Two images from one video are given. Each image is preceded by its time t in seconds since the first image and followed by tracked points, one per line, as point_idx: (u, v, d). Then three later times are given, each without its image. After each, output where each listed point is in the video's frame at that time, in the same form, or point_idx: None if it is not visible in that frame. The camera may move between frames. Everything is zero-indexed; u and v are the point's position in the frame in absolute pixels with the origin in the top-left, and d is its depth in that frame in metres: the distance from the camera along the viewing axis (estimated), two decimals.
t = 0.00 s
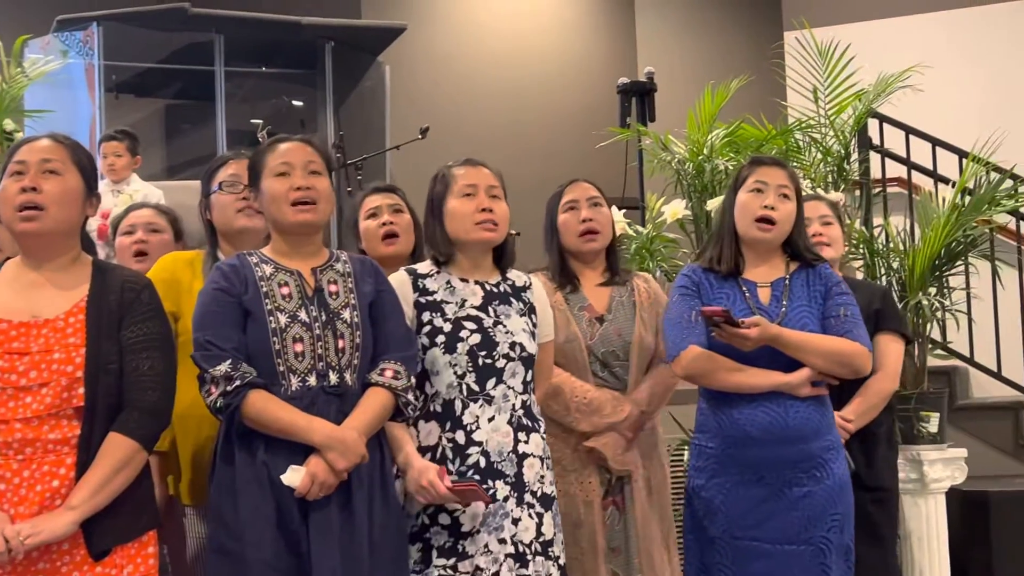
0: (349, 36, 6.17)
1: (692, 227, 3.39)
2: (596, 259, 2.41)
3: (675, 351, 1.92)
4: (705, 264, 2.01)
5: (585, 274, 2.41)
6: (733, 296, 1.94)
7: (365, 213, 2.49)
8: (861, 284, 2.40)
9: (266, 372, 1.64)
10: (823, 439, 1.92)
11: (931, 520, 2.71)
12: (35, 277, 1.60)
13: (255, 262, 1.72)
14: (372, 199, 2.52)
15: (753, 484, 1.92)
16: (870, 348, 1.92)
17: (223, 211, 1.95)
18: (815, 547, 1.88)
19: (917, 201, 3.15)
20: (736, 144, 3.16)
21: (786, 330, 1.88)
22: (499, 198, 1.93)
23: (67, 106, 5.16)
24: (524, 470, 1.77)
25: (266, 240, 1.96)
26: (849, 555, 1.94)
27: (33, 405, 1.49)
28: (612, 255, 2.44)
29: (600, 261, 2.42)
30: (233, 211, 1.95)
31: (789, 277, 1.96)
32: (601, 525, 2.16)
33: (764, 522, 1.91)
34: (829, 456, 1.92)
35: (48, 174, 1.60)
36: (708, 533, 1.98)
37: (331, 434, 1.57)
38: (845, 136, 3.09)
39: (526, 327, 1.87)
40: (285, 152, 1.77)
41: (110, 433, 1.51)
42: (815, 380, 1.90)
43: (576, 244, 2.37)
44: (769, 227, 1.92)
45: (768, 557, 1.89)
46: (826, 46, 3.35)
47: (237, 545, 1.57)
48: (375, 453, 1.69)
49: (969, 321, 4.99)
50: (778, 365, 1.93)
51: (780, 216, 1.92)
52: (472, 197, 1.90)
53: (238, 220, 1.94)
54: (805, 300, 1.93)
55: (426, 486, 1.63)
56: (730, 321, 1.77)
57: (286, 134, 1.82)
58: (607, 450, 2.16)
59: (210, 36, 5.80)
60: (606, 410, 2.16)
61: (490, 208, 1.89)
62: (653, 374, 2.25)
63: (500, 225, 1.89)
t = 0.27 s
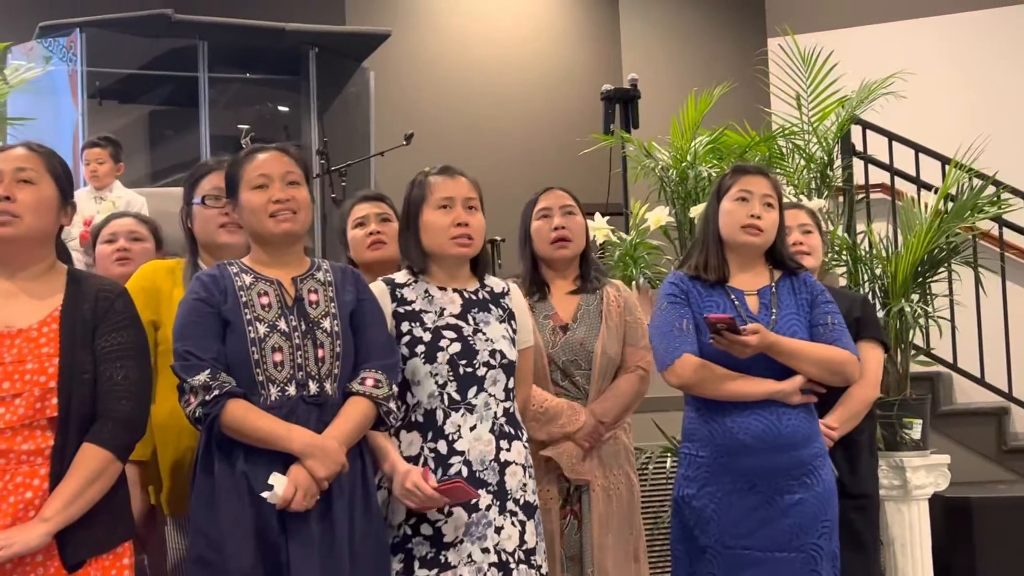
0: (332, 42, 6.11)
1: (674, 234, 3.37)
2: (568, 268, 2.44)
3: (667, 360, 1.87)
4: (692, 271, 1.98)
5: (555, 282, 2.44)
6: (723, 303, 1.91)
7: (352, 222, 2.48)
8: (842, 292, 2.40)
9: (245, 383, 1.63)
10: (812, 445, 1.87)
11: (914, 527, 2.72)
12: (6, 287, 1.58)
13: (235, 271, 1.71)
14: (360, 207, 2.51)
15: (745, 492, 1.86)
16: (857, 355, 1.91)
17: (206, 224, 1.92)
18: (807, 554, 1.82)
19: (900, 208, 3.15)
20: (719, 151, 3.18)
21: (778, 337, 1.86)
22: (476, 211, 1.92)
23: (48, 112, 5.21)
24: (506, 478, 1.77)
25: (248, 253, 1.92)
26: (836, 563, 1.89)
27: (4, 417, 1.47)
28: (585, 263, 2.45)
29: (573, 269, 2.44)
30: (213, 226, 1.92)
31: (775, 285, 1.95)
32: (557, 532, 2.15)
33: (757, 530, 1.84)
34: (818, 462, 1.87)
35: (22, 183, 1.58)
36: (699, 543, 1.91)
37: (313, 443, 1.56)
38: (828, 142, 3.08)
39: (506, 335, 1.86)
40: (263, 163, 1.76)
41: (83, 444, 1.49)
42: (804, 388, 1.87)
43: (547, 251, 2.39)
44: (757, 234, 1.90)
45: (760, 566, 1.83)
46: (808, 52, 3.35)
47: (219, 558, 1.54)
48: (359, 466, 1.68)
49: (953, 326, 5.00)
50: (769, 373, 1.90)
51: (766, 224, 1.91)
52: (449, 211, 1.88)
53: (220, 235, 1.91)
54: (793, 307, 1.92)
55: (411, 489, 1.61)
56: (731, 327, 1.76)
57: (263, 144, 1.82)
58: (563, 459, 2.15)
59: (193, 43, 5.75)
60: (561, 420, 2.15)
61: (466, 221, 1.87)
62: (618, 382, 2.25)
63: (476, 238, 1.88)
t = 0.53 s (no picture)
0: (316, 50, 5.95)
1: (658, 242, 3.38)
2: (536, 276, 2.43)
3: (653, 370, 1.86)
4: (674, 280, 1.96)
5: (523, 290, 2.43)
6: (707, 311, 1.90)
7: (340, 229, 2.41)
8: (823, 300, 2.39)
9: (229, 393, 1.58)
10: (797, 455, 1.87)
11: (897, 534, 2.71)
12: None
13: (216, 280, 1.66)
14: (347, 215, 2.45)
15: (732, 501, 1.85)
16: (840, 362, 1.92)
17: (188, 233, 1.86)
18: (793, 562, 1.82)
19: (882, 215, 3.16)
20: (703, 158, 3.16)
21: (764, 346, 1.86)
22: (450, 222, 1.85)
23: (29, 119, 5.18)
24: (479, 489, 1.69)
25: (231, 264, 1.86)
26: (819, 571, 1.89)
27: None
28: (554, 272, 2.44)
29: (540, 277, 2.43)
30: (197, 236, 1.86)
31: (757, 293, 1.95)
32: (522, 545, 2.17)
33: (745, 539, 1.83)
34: (802, 471, 1.87)
35: None
36: (686, 553, 1.89)
37: (296, 455, 1.52)
38: (811, 150, 3.07)
39: (483, 342, 1.79)
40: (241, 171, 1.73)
41: (52, 454, 1.48)
42: (790, 395, 1.87)
43: (516, 259, 2.38)
44: (738, 243, 1.90)
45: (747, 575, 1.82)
46: (791, 60, 3.36)
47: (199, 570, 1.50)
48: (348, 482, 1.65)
49: (935, 333, 5.03)
50: (756, 382, 1.90)
51: (746, 233, 1.91)
52: (422, 224, 1.82)
53: (204, 247, 1.86)
54: (776, 315, 1.91)
55: (382, 492, 1.59)
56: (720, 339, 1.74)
57: (240, 152, 1.78)
58: (527, 472, 2.17)
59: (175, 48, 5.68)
60: (525, 433, 2.14)
61: (438, 235, 1.81)
62: (587, 392, 2.28)
63: (448, 252, 1.81)
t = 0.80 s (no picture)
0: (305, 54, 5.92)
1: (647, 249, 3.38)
2: (518, 284, 2.42)
3: (631, 380, 1.87)
4: (658, 289, 1.95)
5: (504, 299, 2.41)
6: (687, 320, 1.88)
7: (327, 237, 2.41)
8: (810, 309, 2.38)
9: (215, 403, 1.55)
10: (779, 465, 1.83)
11: (886, 542, 2.72)
12: None
13: (201, 288, 1.63)
14: (336, 223, 2.44)
15: (711, 512, 1.82)
16: (824, 371, 1.88)
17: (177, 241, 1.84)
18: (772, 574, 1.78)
19: (871, 222, 3.16)
20: (693, 166, 3.17)
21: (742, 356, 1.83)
22: (432, 230, 1.83)
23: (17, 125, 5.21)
24: (455, 500, 1.67)
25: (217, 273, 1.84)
26: None
27: None
28: (535, 282, 2.43)
29: (522, 287, 2.42)
30: (185, 245, 1.84)
31: (742, 302, 1.91)
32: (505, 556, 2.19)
33: (723, 550, 1.80)
34: (784, 482, 1.83)
35: None
36: (665, 563, 1.87)
37: (284, 465, 1.49)
38: (800, 157, 3.09)
39: (465, 352, 1.76)
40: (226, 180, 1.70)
41: (32, 465, 1.48)
42: (770, 406, 1.84)
43: (497, 269, 2.37)
44: (720, 252, 1.88)
45: None
46: (780, 67, 3.35)
47: None
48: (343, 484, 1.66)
49: (924, 340, 5.04)
50: (734, 393, 1.87)
51: (730, 242, 1.88)
52: (401, 233, 1.81)
53: (192, 255, 1.83)
54: (758, 325, 1.88)
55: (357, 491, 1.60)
56: (684, 353, 1.74)
57: (224, 161, 1.76)
58: (510, 485, 2.18)
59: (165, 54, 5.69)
60: (509, 446, 2.15)
61: (417, 243, 1.79)
62: (570, 402, 2.30)
63: (429, 261, 1.80)
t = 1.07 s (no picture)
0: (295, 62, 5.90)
1: (636, 258, 3.39)
2: (502, 296, 2.41)
3: (604, 392, 1.88)
4: (638, 302, 1.96)
5: (489, 311, 2.40)
6: (664, 333, 1.89)
7: (305, 247, 2.39)
8: (795, 320, 2.37)
9: (193, 416, 1.54)
10: (754, 480, 1.82)
11: (874, 555, 2.73)
12: None
13: (182, 301, 1.62)
14: (314, 233, 2.42)
15: (682, 526, 1.82)
16: (801, 387, 1.85)
17: (157, 249, 1.81)
18: None
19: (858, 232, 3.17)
20: (680, 175, 3.17)
21: (714, 370, 1.82)
22: (414, 239, 1.84)
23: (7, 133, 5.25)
24: (429, 515, 1.67)
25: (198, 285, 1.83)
26: None
27: None
28: (519, 294, 2.43)
29: (506, 298, 2.41)
30: (165, 254, 1.81)
31: (721, 315, 1.90)
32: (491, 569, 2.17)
33: (695, 564, 1.80)
34: (760, 497, 1.82)
35: None
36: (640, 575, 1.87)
37: (261, 478, 1.49)
38: (788, 167, 3.10)
39: (446, 366, 1.76)
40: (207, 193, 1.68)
41: (10, 480, 1.47)
42: (745, 421, 1.81)
43: (482, 280, 2.36)
44: (699, 264, 1.87)
45: None
46: (770, 78, 3.37)
47: None
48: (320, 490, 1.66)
49: (910, 350, 5.07)
50: (707, 407, 1.85)
51: (710, 255, 1.87)
52: (383, 242, 1.81)
53: (174, 262, 1.81)
54: (735, 338, 1.86)
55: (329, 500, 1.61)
56: (650, 366, 1.74)
57: (206, 173, 1.75)
58: (499, 498, 2.15)
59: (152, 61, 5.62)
60: (499, 458, 2.12)
61: (398, 252, 1.79)
62: (555, 416, 2.30)
63: (411, 270, 1.80)
